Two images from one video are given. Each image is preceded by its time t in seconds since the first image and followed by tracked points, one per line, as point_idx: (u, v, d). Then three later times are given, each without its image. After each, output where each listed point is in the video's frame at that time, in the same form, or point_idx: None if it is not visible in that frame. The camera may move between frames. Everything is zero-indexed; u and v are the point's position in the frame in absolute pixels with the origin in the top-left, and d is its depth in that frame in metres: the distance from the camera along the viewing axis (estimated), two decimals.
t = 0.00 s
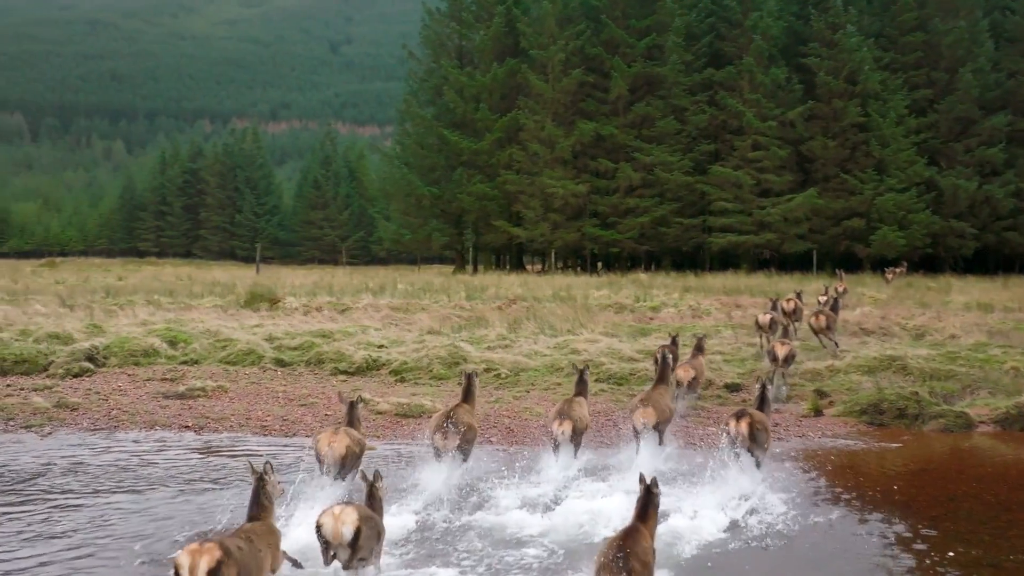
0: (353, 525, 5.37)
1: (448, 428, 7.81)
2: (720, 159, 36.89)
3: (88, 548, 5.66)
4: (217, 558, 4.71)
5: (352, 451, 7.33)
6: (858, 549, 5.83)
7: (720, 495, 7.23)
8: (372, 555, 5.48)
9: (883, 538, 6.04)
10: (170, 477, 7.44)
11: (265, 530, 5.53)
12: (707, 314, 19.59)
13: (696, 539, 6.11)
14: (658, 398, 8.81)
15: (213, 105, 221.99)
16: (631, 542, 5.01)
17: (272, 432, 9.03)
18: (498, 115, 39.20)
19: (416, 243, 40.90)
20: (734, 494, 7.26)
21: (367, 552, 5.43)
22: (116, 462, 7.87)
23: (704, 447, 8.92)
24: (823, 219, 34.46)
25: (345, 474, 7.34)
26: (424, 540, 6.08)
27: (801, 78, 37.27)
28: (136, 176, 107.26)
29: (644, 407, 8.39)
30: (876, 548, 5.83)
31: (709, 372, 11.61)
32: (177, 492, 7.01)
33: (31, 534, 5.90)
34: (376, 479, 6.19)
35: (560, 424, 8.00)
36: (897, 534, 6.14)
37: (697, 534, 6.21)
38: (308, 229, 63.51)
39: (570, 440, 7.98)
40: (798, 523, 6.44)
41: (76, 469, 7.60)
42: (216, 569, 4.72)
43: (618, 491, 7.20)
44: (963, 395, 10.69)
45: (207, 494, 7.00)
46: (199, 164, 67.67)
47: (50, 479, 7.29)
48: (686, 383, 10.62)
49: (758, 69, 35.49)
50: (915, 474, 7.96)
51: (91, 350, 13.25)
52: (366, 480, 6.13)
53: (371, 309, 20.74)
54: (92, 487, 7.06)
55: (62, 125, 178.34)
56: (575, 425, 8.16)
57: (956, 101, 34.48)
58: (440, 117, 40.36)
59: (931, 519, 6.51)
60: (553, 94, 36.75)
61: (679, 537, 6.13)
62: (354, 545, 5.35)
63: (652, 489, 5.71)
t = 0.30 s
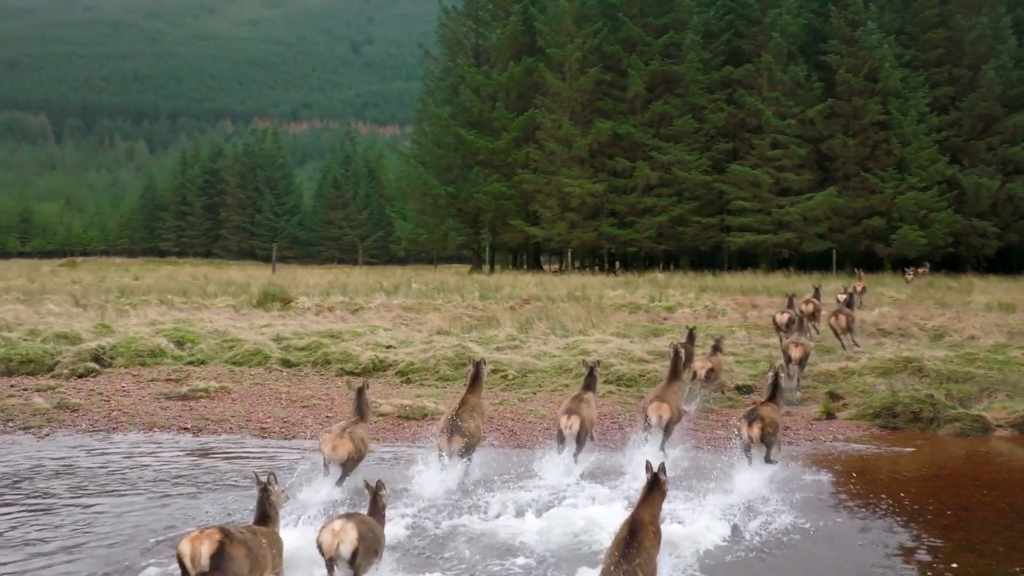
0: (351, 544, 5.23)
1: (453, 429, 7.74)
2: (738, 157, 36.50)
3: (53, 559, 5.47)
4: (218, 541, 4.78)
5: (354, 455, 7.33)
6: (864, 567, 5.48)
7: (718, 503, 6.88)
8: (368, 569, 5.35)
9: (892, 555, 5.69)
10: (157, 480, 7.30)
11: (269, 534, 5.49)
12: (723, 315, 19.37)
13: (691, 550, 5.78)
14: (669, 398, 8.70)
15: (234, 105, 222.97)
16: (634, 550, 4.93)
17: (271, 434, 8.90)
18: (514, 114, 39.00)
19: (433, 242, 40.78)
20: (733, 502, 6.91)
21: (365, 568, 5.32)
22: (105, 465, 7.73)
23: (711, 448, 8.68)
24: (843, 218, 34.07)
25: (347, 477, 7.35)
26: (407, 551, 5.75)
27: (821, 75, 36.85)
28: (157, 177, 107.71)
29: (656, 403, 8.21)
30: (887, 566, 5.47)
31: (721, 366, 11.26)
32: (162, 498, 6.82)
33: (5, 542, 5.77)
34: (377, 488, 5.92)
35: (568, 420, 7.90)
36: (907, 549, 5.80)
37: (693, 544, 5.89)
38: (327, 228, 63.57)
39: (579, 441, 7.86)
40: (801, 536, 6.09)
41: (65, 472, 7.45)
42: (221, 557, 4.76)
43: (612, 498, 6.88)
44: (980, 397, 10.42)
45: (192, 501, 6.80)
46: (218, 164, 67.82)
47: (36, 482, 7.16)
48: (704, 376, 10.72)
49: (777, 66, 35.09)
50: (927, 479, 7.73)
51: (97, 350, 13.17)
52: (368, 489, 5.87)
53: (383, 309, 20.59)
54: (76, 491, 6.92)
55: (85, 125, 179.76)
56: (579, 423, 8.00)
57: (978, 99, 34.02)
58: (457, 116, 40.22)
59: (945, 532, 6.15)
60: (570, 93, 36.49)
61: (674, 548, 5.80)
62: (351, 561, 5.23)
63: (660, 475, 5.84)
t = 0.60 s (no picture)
0: (349, 566, 5.09)
1: (461, 424, 7.70)
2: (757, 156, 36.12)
3: (22, 565, 5.29)
4: (227, 545, 4.73)
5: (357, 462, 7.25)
6: None
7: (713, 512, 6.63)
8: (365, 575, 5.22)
9: (893, 566, 5.45)
10: (143, 484, 7.13)
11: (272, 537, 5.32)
12: (738, 315, 19.14)
13: (691, 562, 5.57)
14: (684, 391, 8.73)
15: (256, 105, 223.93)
16: (635, 532, 5.24)
17: (269, 437, 8.75)
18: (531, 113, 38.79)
19: (450, 242, 40.67)
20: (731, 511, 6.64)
21: None
22: (93, 469, 7.58)
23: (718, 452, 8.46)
24: (863, 217, 33.69)
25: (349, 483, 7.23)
26: (388, 559, 5.53)
27: (841, 73, 36.40)
28: (178, 176, 108.20)
29: (670, 389, 8.36)
30: None
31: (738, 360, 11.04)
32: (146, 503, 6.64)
33: None
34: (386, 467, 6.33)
35: (577, 406, 7.99)
36: (911, 559, 5.57)
37: (687, 556, 5.66)
38: (346, 228, 63.61)
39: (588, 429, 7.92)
40: (799, 547, 5.83)
41: (51, 475, 7.31)
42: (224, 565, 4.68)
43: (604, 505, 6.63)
44: (999, 400, 10.15)
45: (177, 504, 6.62)
46: (238, 164, 67.96)
47: (21, 486, 7.01)
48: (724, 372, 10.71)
49: (797, 64, 34.65)
50: (941, 486, 7.47)
51: (103, 350, 13.12)
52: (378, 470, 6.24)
53: (395, 308, 20.45)
54: (60, 495, 6.77)
55: (108, 126, 180.94)
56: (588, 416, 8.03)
57: (1001, 96, 33.53)
58: (474, 115, 40.07)
59: (952, 544, 5.87)
60: (587, 92, 36.22)
61: (670, 564, 5.56)
62: None
63: (666, 473, 6.24)
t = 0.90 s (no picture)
0: (345, 558, 4.99)
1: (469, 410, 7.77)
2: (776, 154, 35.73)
3: None
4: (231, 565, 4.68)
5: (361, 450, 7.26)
6: None
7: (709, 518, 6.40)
8: (358, 569, 5.14)
9: None
10: (128, 486, 6.99)
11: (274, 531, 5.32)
12: (754, 315, 18.89)
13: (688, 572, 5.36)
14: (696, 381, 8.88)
15: (277, 106, 224.76)
16: (642, 517, 5.30)
17: (267, 440, 8.60)
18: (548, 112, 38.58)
19: (467, 241, 40.55)
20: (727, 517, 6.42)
21: None
22: (83, 469, 7.46)
23: (724, 456, 8.26)
24: (883, 216, 33.30)
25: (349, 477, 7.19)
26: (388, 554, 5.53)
27: (861, 70, 35.94)
28: (198, 177, 108.48)
29: (683, 375, 8.78)
30: None
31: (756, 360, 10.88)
32: (130, 504, 6.47)
33: None
34: (390, 449, 6.35)
35: (583, 398, 8.16)
36: (914, 571, 5.33)
37: (690, 560, 5.54)
38: (366, 228, 63.58)
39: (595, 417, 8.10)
40: (797, 557, 5.60)
41: (38, 477, 7.18)
42: None
43: (598, 510, 6.41)
44: (1016, 403, 9.88)
45: (161, 506, 6.44)
46: (258, 164, 68.06)
47: (6, 488, 6.89)
48: (744, 372, 10.68)
49: (817, 62, 34.22)
50: (957, 491, 7.19)
51: (109, 350, 13.05)
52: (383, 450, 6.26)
53: (408, 308, 20.29)
54: (43, 497, 6.64)
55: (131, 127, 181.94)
56: (594, 410, 8.16)
57: None
58: (490, 114, 39.90)
59: (959, 553, 5.61)
60: (604, 90, 35.95)
61: (672, 564, 5.48)
62: None
63: (671, 469, 6.22)
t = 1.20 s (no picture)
0: (345, 524, 5.21)
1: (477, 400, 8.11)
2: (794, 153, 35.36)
3: None
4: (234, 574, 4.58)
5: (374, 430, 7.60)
6: None
7: (705, 523, 6.14)
8: (359, 542, 5.32)
9: None
10: (113, 488, 6.86)
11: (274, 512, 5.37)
12: (770, 316, 18.62)
13: None
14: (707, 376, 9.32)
15: (298, 106, 225.44)
16: (648, 507, 5.35)
17: (264, 442, 8.46)
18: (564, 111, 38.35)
19: (483, 240, 40.40)
20: (724, 523, 6.15)
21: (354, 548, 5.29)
22: (70, 472, 7.33)
23: (728, 457, 7.98)
24: (903, 215, 32.90)
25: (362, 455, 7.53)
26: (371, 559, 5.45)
27: (881, 68, 35.50)
28: (218, 176, 108.82)
29: (694, 369, 9.25)
30: None
31: (775, 361, 10.60)
32: (110, 508, 6.33)
33: None
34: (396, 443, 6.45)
35: (591, 397, 8.28)
36: None
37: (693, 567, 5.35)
38: (385, 228, 63.55)
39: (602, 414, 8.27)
40: (796, 567, 5.33)
41: (23, 480, 7.07)
42: None
43: (588, 517, 6.19)
44: None
45: (143, 509, 6.31)
46: (277, 164, 68.15)
47: None
48: (763, 375, 10.47)
49: (836, 59, 33.81)
50: (971, 498, 6.88)
51: (114, 350, 12.96)
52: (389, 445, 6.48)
53: (420, 308, 20.13)
54: (25, 500, 6.52)
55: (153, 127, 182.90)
56: (603, 407, 8.30)
57: None
58: (507, 113, 39.70)
59: (967, 561, 5.33)
60: (621, 89, 35.67)
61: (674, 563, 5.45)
62: (346, 541, 5.20)
63: (675, 472, 5.99)
